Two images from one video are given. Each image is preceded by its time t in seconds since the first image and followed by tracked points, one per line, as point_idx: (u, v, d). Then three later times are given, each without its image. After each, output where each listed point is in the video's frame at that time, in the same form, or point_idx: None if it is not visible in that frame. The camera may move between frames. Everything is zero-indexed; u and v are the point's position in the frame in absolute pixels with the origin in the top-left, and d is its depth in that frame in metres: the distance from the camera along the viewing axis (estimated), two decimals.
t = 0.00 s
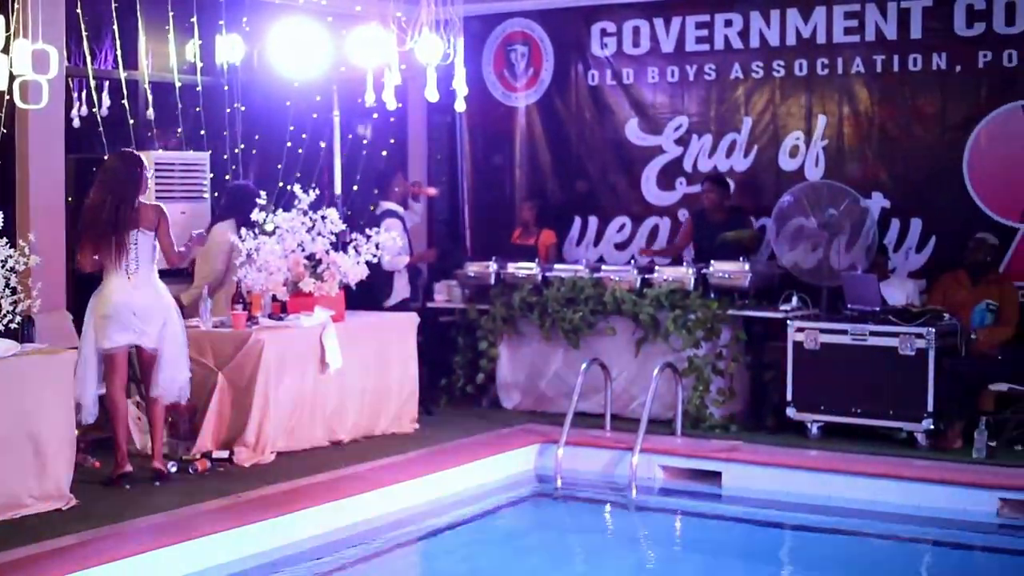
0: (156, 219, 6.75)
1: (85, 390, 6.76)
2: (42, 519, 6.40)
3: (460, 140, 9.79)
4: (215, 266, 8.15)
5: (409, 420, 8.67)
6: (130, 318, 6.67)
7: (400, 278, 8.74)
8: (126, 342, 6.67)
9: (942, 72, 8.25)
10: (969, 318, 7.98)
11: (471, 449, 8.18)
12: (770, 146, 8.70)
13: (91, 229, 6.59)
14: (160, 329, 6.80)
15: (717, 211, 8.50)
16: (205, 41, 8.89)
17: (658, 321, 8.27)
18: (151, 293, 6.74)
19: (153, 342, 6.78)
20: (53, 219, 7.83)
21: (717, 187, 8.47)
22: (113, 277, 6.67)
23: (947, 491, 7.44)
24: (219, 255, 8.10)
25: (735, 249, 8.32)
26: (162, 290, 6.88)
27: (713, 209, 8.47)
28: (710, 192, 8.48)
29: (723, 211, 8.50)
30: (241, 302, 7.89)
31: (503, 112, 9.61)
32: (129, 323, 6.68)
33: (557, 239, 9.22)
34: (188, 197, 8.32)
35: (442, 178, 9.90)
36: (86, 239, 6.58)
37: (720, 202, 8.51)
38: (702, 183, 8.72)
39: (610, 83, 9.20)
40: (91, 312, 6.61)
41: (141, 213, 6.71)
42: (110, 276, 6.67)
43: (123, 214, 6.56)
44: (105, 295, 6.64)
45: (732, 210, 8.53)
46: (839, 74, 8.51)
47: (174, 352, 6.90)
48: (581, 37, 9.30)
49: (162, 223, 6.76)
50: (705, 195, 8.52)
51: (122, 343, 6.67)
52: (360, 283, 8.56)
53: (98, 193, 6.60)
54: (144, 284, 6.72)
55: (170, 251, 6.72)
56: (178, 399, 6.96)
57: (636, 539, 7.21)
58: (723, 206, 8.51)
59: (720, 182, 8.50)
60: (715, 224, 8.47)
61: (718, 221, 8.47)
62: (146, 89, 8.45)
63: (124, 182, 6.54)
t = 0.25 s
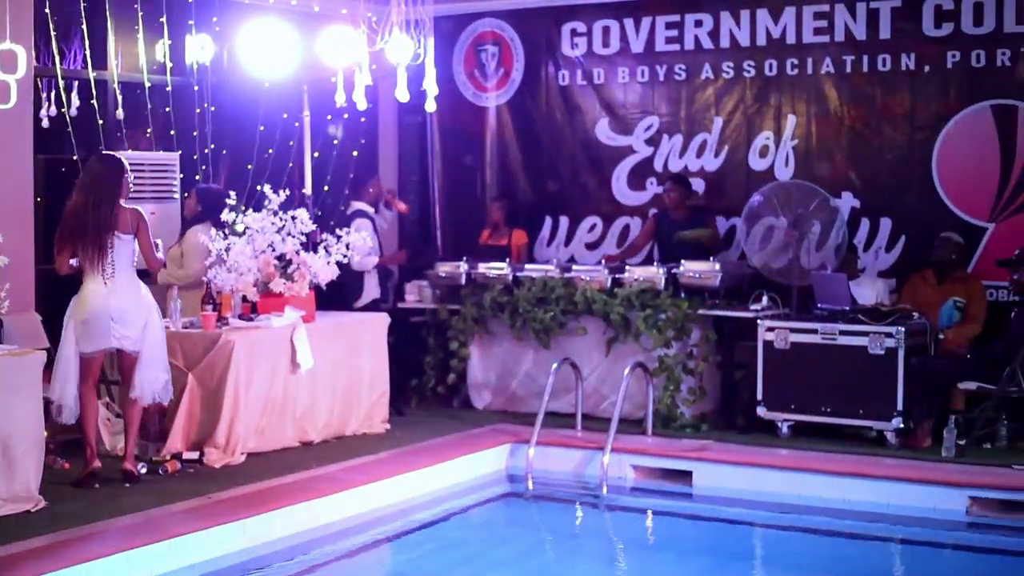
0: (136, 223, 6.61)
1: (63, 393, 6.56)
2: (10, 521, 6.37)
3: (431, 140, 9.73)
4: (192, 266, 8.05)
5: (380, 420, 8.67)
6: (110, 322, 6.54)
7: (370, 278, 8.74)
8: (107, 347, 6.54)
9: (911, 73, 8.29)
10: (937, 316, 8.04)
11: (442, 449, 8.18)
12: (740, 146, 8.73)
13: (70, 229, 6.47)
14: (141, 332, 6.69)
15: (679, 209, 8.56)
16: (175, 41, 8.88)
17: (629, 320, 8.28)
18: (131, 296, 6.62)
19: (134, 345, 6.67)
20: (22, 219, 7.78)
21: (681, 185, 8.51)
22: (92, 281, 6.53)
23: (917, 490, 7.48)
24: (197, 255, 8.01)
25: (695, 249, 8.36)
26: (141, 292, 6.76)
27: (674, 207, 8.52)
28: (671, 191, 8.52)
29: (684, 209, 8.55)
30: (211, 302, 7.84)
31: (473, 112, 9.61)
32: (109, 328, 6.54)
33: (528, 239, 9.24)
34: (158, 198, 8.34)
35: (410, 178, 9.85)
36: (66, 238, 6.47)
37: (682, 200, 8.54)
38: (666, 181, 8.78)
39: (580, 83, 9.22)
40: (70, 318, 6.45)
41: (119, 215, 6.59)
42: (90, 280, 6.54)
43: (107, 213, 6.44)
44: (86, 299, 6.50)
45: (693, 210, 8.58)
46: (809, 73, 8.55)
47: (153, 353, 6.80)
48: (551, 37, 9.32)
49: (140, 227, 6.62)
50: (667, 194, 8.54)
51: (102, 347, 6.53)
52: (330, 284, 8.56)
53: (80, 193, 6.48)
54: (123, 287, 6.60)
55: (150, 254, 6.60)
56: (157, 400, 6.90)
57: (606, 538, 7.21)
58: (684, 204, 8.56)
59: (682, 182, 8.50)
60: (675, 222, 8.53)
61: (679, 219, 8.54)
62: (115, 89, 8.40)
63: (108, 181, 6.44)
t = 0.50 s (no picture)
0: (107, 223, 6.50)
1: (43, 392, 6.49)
2: None
3: (401, 140, 9.75)
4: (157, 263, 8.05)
5: (350, 421, 8.66)
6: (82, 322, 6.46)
7: (340, 279, 8.73)
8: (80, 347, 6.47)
9: (880, 73, 8.34)
10: (905, 316, 8.11)
11: (414, 450, 8.17)
12: (710, 145, 8.76)
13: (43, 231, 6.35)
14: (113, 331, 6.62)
15: (640, 210, 8.59)
16: (144, 40, 8.75)
17: (600, 320, 8.28)
18: (103, 295, 6.53)
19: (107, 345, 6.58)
20: None
21: (642, 188, 8.51)
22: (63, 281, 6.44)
23: (887, 488, 7.51)
24: (162, 254, 8.03)
25: (657, 251, 8.40)
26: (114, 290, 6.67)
27: (635, 208, 8.56)
28: (632, 192, 8.52)
29: (646, 210, 8.59)
30: (181, 303, 7.84)
31: (443, 112, 9.60)
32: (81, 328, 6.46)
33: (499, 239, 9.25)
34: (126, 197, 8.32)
35: (381, 179, 9.84)
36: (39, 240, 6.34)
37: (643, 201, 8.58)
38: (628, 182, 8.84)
39: (550, 83, 9.23)
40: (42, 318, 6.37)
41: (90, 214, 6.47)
42: (64, 278, 6.46)
43: (81, 214, 6.32)
44: (58, 297, 6.44)
45: (654, 211, 8.63)
46: (778, 74, 8.59)
47: (127, 351, 6.75)
48: (521, 37, 9.33)
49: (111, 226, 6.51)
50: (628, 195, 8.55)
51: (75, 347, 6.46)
52: (300, 284, 8.56)
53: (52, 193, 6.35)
54: (95, 286, 6.51)
55: (121, 255, 6.49)
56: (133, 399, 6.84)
57: (579, 538, 7.21)
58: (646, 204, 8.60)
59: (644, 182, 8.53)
60: (637, 223, 8.58)
61: (640, 220, 8.61)
62: (83, 88, 8.34)
63: (80, 181, 6.32)
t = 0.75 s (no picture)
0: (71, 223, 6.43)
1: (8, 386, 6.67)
2: None
3: (373, 141, 9.76)
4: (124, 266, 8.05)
5: (322, 421, 8.65)
6: (44, 321, 6.45)
7: (310, 279, 8.73)
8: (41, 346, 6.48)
9: (851, 75, 8.38)
10: (875, 316, 8.15)
11: (385, 451, 8.16)
12: (682, 146, 8.79)
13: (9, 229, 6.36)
14: (78, 331, 6.58)
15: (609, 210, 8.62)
16: (115, 40, 8.72)
17: (572, 321, 8.29)
18: (66, 296, 6.48)
19: (71, 347, 6.54)
20: None
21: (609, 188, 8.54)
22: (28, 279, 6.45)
23: (858, 488, 7.54)
24: (129, 257, 8.02)
25: (625, 251, 8.46)
26: (83, 290, 6.61)
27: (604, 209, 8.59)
28: (601, 193, 8.54)
29: (615, 210, 8.62)
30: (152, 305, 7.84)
31: (416, 113, 9.60)
32: (43, 327, 6.45)
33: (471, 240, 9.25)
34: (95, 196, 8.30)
35: (354, 180, 9.85)
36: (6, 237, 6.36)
37: (611, 203, 8.59)
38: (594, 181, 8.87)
39: (523, 84, 9.25)
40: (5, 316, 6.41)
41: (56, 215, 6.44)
42: (30, 276, 6.46)
43: (44, 214, 6.31)
44: (23, 295, 6.45)
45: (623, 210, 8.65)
46: (749, 76, 8.62)
47: (94, 350, 6.73)
48: (493, 38, 9.34)
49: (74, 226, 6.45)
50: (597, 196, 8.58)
51: (36, 346, 6.49)
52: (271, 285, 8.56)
53: (21, 191, 6.35)
54: (59, 286, 6.47)
55: (82, 256, 6.42)
56: (101, 398, 6.82)
57: (551, 539, 7.21)
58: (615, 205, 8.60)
59: (611, 183, 8.53)
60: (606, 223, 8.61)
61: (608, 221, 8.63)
62: (54, 90, 8.26)
63: (45, 181, 6.28)
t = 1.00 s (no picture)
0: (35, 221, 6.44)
1: None
2: None
3: (347, 141, 9.71)
4: (102, 264, 8.03)
5: (296, 420, 8.64)
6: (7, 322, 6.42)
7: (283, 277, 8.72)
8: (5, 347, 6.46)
9: (823, 73, 8.40)
10: (849, 315, 8.18)
11: (360, 449, 8.16)
12: (655, 145, 8.80)
13: None
14: (42, 332, 6.54)
15: (579, 210, 8.65)
16: (87, 39, 8.73)
17: (545, 319, 8.29)
18: (30, 296, 6.47)
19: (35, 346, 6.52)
20: None
21: (580, 188, 8.58)
22: None
23: (831, 485, 7.56)
24: (104, 257, 8.02)
25: (595, 251, 8.47)
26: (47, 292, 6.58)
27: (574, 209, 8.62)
28: (574, 193, 8.58)
29: (584, 210, 8.65)
30: (124, 303, 7.81)
31: (389, 111, 9.59)
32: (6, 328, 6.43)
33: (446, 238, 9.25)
34: (70, 196, 8.29)
35: (330, 179, 9.77)
36: None
37: (582, 202, 8.63)
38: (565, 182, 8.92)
39: (497, 83, 9.26)
40: None
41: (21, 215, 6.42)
42: None
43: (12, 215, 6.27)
44: None
45: (592, 210, 8.68)
46: (722, 74, 8.63)
47: (61, 352, 6.66)
48: (468, 36, 9.34)
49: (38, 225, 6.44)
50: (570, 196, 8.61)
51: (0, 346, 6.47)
52: (245, 283, 8.55)
53: None
54: (23, 287, 6.45)
55: (46, 256, 6.43)
56: (69, 401, 6.72)
57: (526, 537, 7.21)
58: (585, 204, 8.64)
59: (583, 183, 8.57)
60: (574, 223, 8.64)
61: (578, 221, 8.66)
62: (26, 88, 8.20)
63: (14, 182, 6.24)
